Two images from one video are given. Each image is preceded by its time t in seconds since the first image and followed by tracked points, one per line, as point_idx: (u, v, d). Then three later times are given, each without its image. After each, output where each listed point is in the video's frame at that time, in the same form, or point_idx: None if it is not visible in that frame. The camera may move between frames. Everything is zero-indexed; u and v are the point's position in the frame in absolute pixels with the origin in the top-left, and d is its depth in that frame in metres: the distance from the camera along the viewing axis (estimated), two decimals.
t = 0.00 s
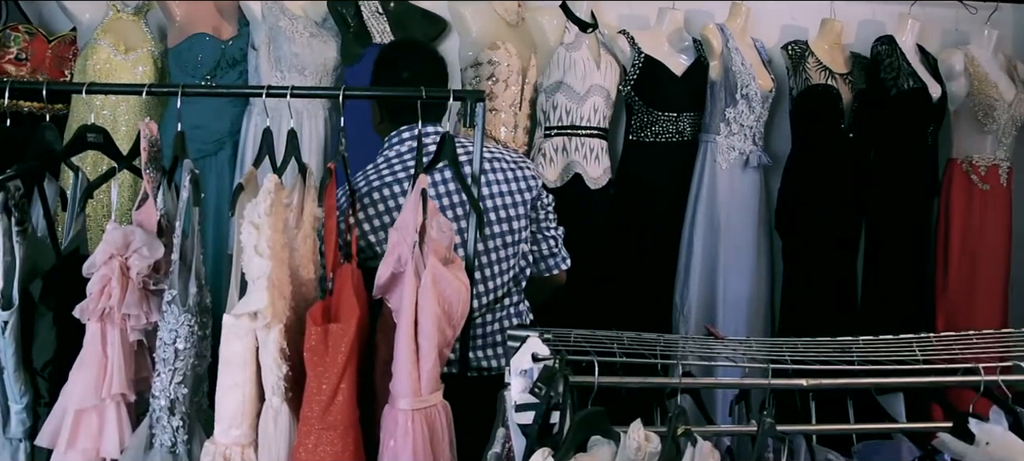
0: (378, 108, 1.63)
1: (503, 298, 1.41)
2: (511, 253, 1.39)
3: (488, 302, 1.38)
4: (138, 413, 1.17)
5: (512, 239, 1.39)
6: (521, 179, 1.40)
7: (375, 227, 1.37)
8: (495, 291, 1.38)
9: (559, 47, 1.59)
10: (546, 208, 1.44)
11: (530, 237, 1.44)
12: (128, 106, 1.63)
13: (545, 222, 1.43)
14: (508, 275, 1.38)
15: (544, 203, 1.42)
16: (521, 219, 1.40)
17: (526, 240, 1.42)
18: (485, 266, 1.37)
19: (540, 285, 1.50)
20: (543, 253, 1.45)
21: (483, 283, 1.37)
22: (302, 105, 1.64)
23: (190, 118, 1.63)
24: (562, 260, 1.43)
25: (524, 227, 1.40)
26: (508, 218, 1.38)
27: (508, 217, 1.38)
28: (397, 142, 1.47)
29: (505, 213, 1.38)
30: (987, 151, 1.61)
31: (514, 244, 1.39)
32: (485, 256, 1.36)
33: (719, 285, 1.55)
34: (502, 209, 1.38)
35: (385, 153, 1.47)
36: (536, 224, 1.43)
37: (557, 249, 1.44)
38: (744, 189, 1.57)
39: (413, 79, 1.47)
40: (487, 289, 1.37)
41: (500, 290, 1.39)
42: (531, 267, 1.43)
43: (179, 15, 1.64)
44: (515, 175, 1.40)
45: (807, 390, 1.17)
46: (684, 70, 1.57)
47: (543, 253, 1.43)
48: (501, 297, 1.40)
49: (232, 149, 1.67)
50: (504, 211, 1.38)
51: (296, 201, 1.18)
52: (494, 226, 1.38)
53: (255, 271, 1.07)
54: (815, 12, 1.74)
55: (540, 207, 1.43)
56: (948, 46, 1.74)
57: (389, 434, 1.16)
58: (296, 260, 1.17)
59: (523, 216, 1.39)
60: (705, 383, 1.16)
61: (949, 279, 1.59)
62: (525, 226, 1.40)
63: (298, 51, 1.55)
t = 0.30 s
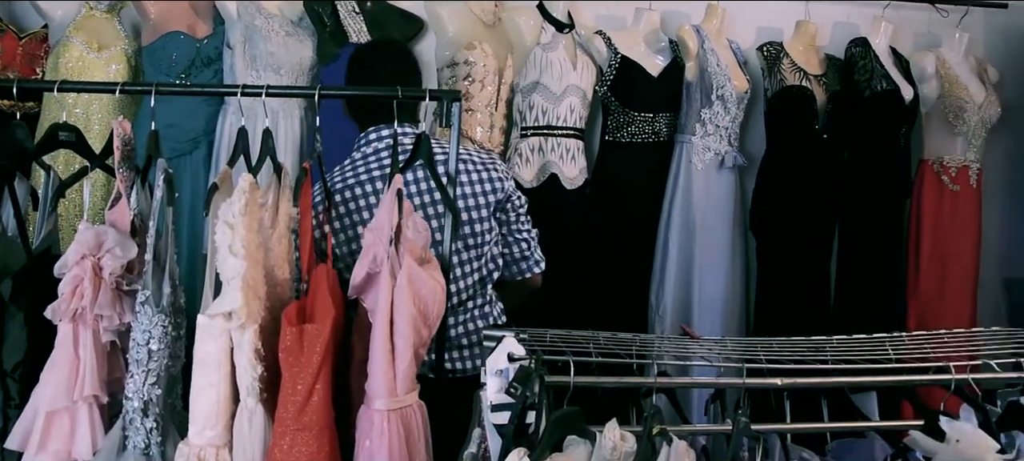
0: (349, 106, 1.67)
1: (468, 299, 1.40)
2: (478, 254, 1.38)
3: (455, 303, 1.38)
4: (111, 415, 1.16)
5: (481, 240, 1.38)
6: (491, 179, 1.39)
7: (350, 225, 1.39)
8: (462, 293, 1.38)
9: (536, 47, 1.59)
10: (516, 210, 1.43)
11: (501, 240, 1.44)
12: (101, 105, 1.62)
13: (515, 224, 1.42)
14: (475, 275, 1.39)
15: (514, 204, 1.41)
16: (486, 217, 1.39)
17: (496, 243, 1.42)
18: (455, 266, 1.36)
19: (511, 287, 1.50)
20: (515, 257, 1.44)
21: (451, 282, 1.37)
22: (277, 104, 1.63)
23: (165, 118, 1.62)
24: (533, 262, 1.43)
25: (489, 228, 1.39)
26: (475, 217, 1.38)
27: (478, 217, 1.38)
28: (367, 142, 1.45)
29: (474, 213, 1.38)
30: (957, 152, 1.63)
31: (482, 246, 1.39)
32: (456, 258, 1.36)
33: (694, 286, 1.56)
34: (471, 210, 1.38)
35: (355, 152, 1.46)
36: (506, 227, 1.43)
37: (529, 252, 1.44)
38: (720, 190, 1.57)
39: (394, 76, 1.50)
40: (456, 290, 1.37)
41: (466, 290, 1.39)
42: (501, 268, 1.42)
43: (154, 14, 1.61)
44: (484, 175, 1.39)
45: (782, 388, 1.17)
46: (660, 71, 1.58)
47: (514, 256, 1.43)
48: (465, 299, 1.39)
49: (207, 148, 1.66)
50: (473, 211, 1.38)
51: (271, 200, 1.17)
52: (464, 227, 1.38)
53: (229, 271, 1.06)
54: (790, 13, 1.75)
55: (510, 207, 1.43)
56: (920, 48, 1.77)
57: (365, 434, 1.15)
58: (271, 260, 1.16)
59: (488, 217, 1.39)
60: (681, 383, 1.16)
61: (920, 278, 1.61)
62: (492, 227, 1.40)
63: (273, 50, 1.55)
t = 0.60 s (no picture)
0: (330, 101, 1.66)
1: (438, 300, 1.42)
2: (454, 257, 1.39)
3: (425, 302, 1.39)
4: (82, 416, 1.14)
5: (456, 246, 1.38)
6: (471, 185, 1.38)
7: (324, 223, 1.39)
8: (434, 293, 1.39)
9: (513, 47, 1.58)
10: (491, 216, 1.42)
11: (478, 246, 1.43)
12: (74, 103, 1.60)
13: (492, 231, 1.41)
14: (447, 277, 1.40)
15: (494, 210, 1.39)
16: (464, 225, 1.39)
17: (472, 248, 1.41)
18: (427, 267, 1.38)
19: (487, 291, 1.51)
20: (492, 264, 1.44)
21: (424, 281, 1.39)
22: (252, 102, 1.62)
23: (137, 116, 1.60)
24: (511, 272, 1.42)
25: (465, 235, 1.38)
26: (451, 223, 1.37)
27: (454, 223, 1.37)
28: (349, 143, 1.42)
29: (450, 219, 1.37)
30: (929, 153, 1.65)
31: (455, 251, 1.40)
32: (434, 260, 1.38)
33: (670, 285, 1.55)
34: (448, 215, 1.37)
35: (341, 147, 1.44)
36: (482, 233, 1.42)
37: (506, 260, 1.43)
38: (695, 189, 1.58)
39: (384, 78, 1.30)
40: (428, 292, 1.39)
41: (438, 293, 1.40)
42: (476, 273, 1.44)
43: (128, 11, 1.59)
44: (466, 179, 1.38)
45: (757, 386, 1.18)
46: (637, 72, 1.58)
47: (490, 263, 1.43)
48: (432, 302, 1.40)
49: (182, 147, 1.65)
50: (449, 216, 1.37)
51: (246, 199, 1.16)
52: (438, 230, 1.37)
53: (203, 271, 1.05)
54: (766, 14, 1.77)
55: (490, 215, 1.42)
56: (895, 50, 1.79)
57: (340, 435, 1.14)
58: (244, 260, 1.15)
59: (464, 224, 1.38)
60: (655, 382, 1.17)
61: (893, 278, 1.63)
62: (467, 233, 1.39)
63: (248, 48, 1.54)
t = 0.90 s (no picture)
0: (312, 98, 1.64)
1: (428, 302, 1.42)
2: (445, 261, 1.40)
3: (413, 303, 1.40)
4: (54, 419, 1.13)
5: (450, 251, 1.39)
6: (471, 191, 1.36)
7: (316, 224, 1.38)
8: (425, 294, 1.40)
9: (491, 47, 1.58)
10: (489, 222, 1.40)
11: (475, 253, 1.42)
12: (47, 101, 1.58)
13: (489, 239, 1.39)
14: (439, 280, 1.41)
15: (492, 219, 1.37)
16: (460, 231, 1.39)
17: (468, 255, 1.41)
18: (418, 268, 1.39)
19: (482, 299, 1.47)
20: (488, 273, 1.41)
21: (414, 281, 1.40)
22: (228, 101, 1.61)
23: (111, 115, 1.59)
24: (508, 281, 1.39)
25: (460, 241, 1.38)
26: (448, 228, 1.37)
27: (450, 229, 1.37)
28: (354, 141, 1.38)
29: (447, 224, 1.37)
30: (903, 154, 1.66)
31: (451, 257, 1.40)
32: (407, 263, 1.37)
33: (647, 285, 1.56)
34: (428, 217, 1.36)
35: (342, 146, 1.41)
36: (478, 239, 1.41)
37: (502, 268, 1.40)
38: (671, 189, 1.59)
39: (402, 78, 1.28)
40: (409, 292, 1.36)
41: (429, 295, 1.40)
42: (471, 279, 1.42)
43: (102, 8, 1.58)
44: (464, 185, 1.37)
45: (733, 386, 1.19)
46: (614, 73, 1.58)
47: (486, 272, 1.40)
48: (421, 304, 1.40)
49: (157, 146, 1.63)
50: (444, 221, 1.37)
51: (221, 199, 1.14)
52: (432, 234, 1.38)
53: (178, 271, 1.04)
54: (742, 15, 1.77)
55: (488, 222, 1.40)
56: (869, 52, 1.81)
57: (316, 436, 1.13)
58: (219, 260, 1.13)
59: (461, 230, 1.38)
60: (633, 382, 1.17)
61: (868, 278, 1.64)
62: (461, 238, 1.39)
63: (224, 46, 1.53)
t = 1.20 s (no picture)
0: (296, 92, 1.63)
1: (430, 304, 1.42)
2: (452, 267, 1.40)
3: (414, 305, 1.39)
4: (25, 422, 1.11)
5: (457, 257, 1.39)
6: (483, 200, 1.37)
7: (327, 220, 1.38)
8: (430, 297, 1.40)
9: (468, 47, 1.58)
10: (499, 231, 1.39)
11: (480, 260, 1.42)
12: (19, 100, 1.57)
13: (498, 249, 1.39)
14: (443, 285, 1.41)
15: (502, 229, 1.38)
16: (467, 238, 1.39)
17: (475, 262, 1.42)
18: (424, 270, 1.39)
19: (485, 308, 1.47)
20: (494, 282, 1.41)
21: (419, 283, 1.39)
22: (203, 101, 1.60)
23: (84, 114, 1.57)
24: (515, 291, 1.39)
25: (467, 247, 1.38)
26: (456, 234, 1.37)
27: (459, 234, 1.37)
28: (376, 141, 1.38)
29: (457, 230, 1.37)
30: (878, 155, 1.68)
31: (459, 264, 1.40)
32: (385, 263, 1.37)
33: (624, 285, 1.56)
34: (434, 221, 1.36)
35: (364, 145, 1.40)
36: (485, 247, 1.41)
37: (509, 279, 1.40)
38: (648, 190, 1.59)
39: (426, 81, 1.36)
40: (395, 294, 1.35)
41: (432, 297, 1.40)
42: (476, 286, 1.42)
43: (75, 6, 1.56)
44: (476, 194, 1.37)
45: (709, 385, 1.19)
46: (592, 73, 1.59)
47: (492, 281, 1.40)
48: (422, 307, 1.40)
49: (132, 146, 1.62)
50: (453, 227, 1.37)
51: (195, 199, 1.13)
52: (441, 238, 1.38)
53: (151, 271, 1.02)
54: (719, 16, 1.78)
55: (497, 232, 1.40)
56: (845, 54, 1.81)
57: (291, 437, 1.13)
58: (193, 261, 1.12)
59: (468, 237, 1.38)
60: (609, 382, 1.17)
61: (844, 280, 1.65)
62: (469, 246, 1.39)
63: (200, 46, 1.52)
